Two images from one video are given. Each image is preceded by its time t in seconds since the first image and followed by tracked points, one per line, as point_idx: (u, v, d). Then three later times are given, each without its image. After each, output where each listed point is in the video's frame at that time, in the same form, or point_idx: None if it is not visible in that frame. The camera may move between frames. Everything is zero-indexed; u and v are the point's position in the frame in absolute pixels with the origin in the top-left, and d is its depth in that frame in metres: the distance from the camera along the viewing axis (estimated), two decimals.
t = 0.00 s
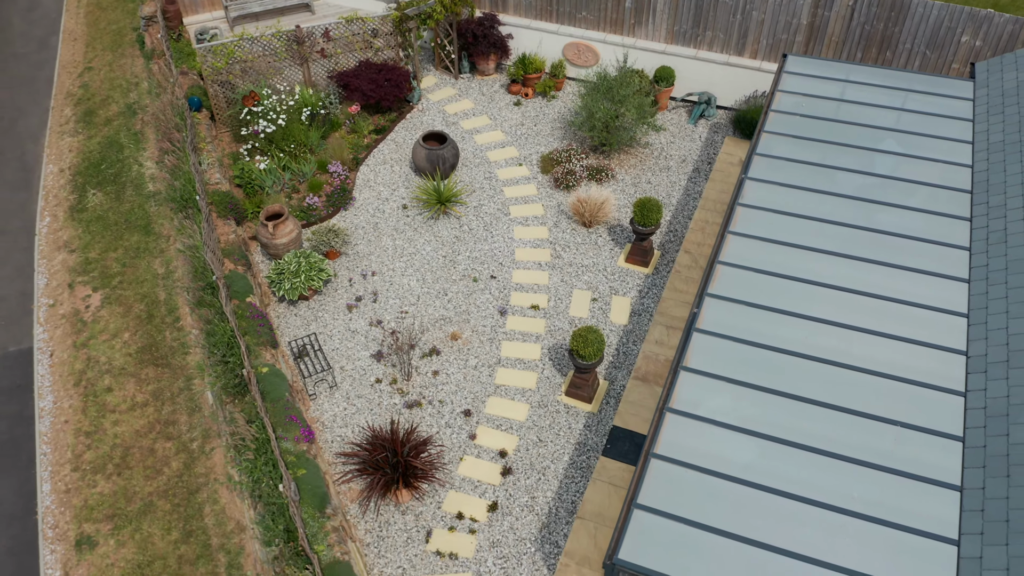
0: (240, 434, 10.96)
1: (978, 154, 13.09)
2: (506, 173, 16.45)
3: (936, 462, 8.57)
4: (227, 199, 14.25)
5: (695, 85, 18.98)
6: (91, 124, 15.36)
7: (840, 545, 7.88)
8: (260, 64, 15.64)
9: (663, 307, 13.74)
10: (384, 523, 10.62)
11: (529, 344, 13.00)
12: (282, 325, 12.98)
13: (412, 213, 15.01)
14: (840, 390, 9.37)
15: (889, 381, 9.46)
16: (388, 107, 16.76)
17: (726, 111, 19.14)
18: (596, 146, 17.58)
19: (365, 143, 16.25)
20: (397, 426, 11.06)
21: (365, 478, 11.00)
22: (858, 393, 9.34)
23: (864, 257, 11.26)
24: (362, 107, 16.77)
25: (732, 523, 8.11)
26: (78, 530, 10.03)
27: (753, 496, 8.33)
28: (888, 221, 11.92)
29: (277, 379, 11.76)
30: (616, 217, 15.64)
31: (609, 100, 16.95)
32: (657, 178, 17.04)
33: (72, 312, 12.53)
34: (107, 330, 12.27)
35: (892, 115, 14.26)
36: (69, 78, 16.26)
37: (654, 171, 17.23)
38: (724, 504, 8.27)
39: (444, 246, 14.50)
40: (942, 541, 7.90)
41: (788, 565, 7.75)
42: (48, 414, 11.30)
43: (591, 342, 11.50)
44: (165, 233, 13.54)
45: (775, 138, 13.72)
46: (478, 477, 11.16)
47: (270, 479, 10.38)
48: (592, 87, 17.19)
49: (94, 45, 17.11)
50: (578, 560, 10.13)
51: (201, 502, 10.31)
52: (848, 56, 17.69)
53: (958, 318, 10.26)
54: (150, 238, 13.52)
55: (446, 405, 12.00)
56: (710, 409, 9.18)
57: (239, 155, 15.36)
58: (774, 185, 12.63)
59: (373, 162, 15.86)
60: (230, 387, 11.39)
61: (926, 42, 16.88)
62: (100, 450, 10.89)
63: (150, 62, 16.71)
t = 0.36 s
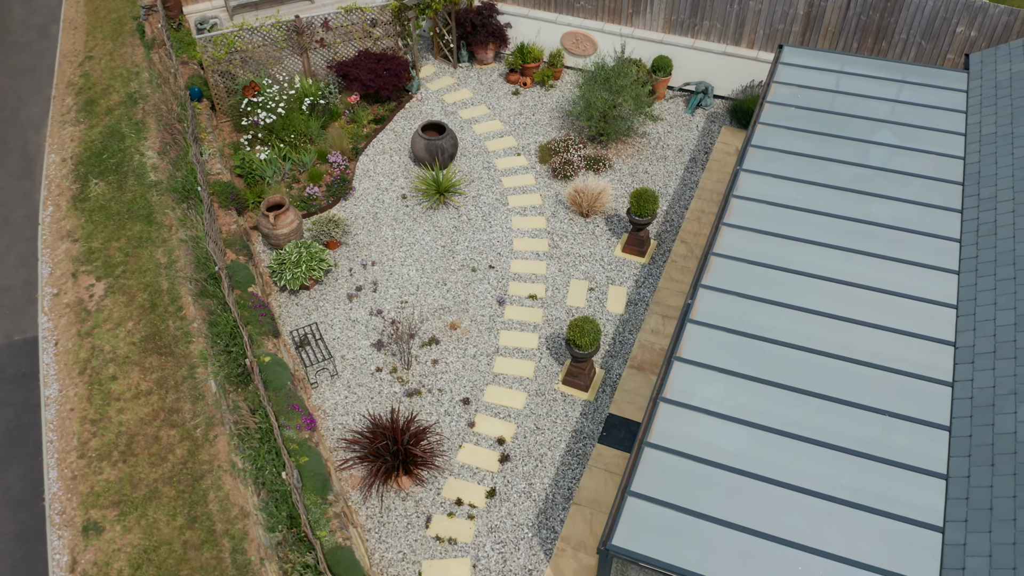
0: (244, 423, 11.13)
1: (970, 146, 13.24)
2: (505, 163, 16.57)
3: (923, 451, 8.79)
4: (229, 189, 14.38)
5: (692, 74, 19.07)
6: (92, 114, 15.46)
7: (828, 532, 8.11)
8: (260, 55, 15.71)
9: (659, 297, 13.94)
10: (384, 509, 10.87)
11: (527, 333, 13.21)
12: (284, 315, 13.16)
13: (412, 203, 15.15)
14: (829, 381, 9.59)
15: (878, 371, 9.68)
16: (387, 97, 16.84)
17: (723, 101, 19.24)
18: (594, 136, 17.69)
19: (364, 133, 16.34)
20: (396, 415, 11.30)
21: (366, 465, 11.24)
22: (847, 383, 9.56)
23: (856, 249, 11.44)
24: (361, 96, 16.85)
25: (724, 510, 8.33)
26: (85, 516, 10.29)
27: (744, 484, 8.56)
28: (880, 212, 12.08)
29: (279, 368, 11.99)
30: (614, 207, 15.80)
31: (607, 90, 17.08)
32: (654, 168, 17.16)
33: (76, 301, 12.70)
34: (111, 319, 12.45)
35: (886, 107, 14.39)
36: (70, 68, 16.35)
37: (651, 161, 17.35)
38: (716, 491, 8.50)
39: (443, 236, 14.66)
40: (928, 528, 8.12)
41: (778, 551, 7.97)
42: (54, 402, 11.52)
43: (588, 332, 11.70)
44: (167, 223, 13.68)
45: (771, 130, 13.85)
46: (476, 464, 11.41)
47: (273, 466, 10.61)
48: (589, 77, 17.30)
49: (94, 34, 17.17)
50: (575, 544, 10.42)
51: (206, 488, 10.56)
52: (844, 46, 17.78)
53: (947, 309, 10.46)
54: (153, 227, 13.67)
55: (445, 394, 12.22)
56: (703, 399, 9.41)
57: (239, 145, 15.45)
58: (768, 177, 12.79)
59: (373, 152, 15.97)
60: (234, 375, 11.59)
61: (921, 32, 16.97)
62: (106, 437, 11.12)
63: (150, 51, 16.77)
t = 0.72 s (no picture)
0: (245, 417, 11.42)
1: (958, 144, 13.45)
2: (501, 157, 16.74)
3: (903, 446, 9.05)
4: (228, 184, 14.49)
5: (687, 68, 19.20)
6: (93, 108, 15.63)
7: (809, 525, 8.38)
8: (259, 50, 15.83)
9: (652, 291, 14.19)
10: (382, 501, 11.17)
11: (522, 328, 13.47)
12: (283, 309, 13.39)
13: (409, 198, 15.34)
14: (814, 377, 9.86)
15: (861, 368, 9.94)
16: (384, 91, 16.98)
17: (717, 94, 19.38)
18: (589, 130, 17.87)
19: (362, 127, 16.48)
20: (393, 409, 11.57)
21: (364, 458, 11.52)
22: (831, 380, 9.82)
23: (843, 247, 11.67)
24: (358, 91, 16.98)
25: (709, 504, 8.61)
26: (91, 507, 10.59)
27: (729, 479, 8.84)
28: (868, 211, 12.30)
29: (278, 363, 12.27)
30: (608, 202, 16.02)
31: (602, 85, 17.26)
32: (649, 163, 17.33)
33: (78, 295, 12.92)
34: (113, 312, 12.68)
35: (877, 104, 14.57)
36: (70, 61, 16.52)
37: (646, 155, 17.52)
38: (702, 486, 8.78)
39: (439, 231, 14.87)
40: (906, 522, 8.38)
41: (761, 544, 8.25)
42: (58, 395, 11.78)
43: (580, 328, 11.97)
44: (168, 217, 13.87)
45: (763, 127, 14.04)
46: (471, 456, 11.71)
47: (273, 459, 10.86)
48: (585, 72, 17.46)
49: (94, 27, 17.31)
50: (567, 535, 10.78)
51: (208, 480, 10.85)
52: (837, 42, 17.98)
53: (931, 307, 10.69)
54: (154, 221, 13.86)
55: (442, 387, 12.50)
56: (690, 396, 9.68)
57: (239, 139, 15.60)
58: (759, 175, 13.00)
59: (370, 146, 16.12)
60: (234, 370, 11.80)
61: (914, 28, 17.14)
62: (110, 430, 11.39)
63: (150, 45, 16.89)
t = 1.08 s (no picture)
0: (249, 416, 11.70)
1: (948, 146, 13.68)
2: (499, 156, 16.94)
3: (888, 447, 9.33)
4: (231, 185, 14.72)
5: (684, 66, 19.37)
6: (95, 105, 15.78)
7: (795, 525, 8.69)
8: (260, 50, 15.99)
9: (647, 290, 14.46)
10: (383, 497, 11.49)
11: (519, 326, 13.73)
12: (286, 308, 13.63)
13: (408, 197, 15.55)
14: (802, 379, 10.14)
15: (848, 371, 10.22)
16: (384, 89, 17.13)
17: (713, 92, 19.56)
18: (587, 129, 18.04)
19: (362, 126, 16.65)
20: (394, 407, 11.86)
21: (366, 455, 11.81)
22: (819, 382, 10.10)
23: (833, 251, 11.92)
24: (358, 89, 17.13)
25: (699, 504, 8.92)
26: (99, 503, 10.87)
27: (719, 479, 9.14)
28: (858, 213, 12.55)
29: (282, 363, 12.53)
30: (605, 201, 16.25)
31: (600, 84, 17.43)
32: (645, 161, 17.54)
33: (84, 293, 13.13)
34: (119, 311, 12.90)
35: (869, 106, 14.79)
36: (72, 58, 16.66)
37: (642, 154, 17.72)
38: (693, 486, 9.08)
39: (438, 229, 15.09)
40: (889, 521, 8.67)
41: (749, 543, 8.56)
42: (66, 392, 12.02)
43: (576, 329, 12.23)
44: (171, 215, 14.07)
45: (757, 130, 14.25)
46: (470, 454, 12.01)
47: (277, 459, 11.17)
48: (582, 72, 17.63)
49: (96, 24, 17.44)
50: (563, 531, 11.12)
51: (214, 476, 11.14)
52: (832, 41, 18.18)
53: (918, 310, 10.95)
54: (157, 220, 14.06)
55: (441, 385, 12.78)
56: (682, 397, 9.97)
57: (240, 138, 15.77)
58: (752, 178, 13.23)
59: (370, 145, 16.30)
60: (239, 370, 12.06)
61: (907, 27, 17.34)
62: (117, 427, 11.66)
63: (151, 43, 17.03)
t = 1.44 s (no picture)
0: (256, 414, 11.85)
1: (940, 148, 13.93)
2: (499, 154, 17.15)
3: (876, 446, 9.64)
4: (235, 183, 14.92)
5: (682, 64, 19.56)
6: (100, 102, 15.95)
7: (785, 521, 9.00)
8: (263, 49, 16.16)
9: (644, 288, 14.73)
10: (387, 491, 11.80)
11: (519, 324, 14.01)
12: (291, 306, 13.90)
13: (410, 195, 15.76)
14: (793, 379, 10.43)
15: (839, 371, 10.51)
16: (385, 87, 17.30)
17: (711, 89, 19.76)
18: (585, 127, 18.23)
19: (363, 124, 16.84)
20: (397, 405, 12.19)
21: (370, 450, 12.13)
22: (809, 382, 10.39)
23: (826, 252, 12.18)
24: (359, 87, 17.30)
25: (693, 501, 9.24)
26: (110, 497, 11.16)
27: (712, 477, 9.45)
28: (851, 215, 12.81)
29: (288, 361, 12.81)
30: (603, 199, 16.49)
31: (598, 82, 17.66)
32: (643, 159, 17.76)
33: (92, 290, 13.36)
34: (126, 308, 13.15)
35: (863, 106, 15.02)
36: (76, 54, 16.81)
37: (640, 151, 17.93)
38: (687, 484, 9.40)
39: (440, 227, 15.33)
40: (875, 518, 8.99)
41: (740, 539, 8.88)
42: (75, 388, 12.28)
43: (575, 328, 12.51)
44: (177, 213, 14.28)
45: (753, 131, 14.48)
46: (471, 449, 12.33)
47: (284, 456, 11.40)
48: (581, 71, 17.83)
49: (99, 20, 17.58)
50: (562, 524, 11.47)
51: (221, 470, 11.44)
52: (828, 40, 18.38)
53: (907, 311, 11.22)
54: (163, 217, 14.27)
55: (443, 381, 13.07)
56: (677, 397, 10.28)
57: (244, 136, 15.98)
58: (747, 180, 13.48)
59: (372, 143, 16.49)
60: (246, 368, 12.27)
61: (903, 27, 17.54)
62: (126, 422, 11.93)
63: (155, 40, 17.17)
